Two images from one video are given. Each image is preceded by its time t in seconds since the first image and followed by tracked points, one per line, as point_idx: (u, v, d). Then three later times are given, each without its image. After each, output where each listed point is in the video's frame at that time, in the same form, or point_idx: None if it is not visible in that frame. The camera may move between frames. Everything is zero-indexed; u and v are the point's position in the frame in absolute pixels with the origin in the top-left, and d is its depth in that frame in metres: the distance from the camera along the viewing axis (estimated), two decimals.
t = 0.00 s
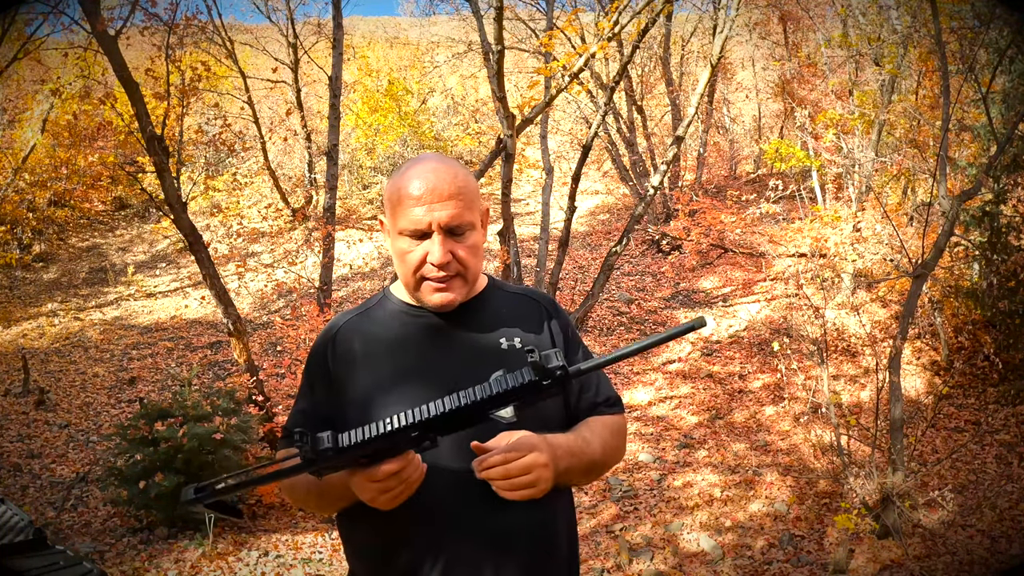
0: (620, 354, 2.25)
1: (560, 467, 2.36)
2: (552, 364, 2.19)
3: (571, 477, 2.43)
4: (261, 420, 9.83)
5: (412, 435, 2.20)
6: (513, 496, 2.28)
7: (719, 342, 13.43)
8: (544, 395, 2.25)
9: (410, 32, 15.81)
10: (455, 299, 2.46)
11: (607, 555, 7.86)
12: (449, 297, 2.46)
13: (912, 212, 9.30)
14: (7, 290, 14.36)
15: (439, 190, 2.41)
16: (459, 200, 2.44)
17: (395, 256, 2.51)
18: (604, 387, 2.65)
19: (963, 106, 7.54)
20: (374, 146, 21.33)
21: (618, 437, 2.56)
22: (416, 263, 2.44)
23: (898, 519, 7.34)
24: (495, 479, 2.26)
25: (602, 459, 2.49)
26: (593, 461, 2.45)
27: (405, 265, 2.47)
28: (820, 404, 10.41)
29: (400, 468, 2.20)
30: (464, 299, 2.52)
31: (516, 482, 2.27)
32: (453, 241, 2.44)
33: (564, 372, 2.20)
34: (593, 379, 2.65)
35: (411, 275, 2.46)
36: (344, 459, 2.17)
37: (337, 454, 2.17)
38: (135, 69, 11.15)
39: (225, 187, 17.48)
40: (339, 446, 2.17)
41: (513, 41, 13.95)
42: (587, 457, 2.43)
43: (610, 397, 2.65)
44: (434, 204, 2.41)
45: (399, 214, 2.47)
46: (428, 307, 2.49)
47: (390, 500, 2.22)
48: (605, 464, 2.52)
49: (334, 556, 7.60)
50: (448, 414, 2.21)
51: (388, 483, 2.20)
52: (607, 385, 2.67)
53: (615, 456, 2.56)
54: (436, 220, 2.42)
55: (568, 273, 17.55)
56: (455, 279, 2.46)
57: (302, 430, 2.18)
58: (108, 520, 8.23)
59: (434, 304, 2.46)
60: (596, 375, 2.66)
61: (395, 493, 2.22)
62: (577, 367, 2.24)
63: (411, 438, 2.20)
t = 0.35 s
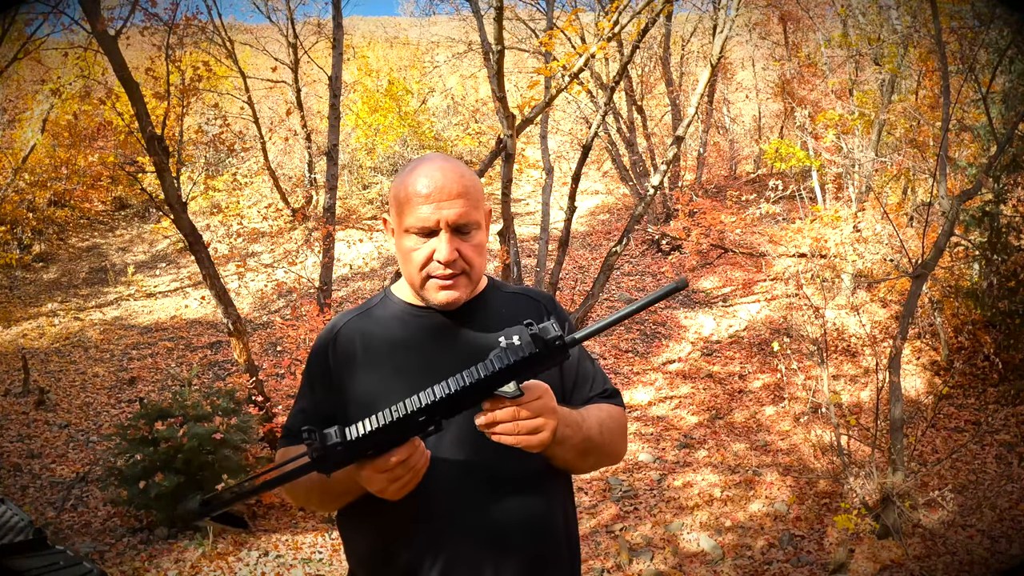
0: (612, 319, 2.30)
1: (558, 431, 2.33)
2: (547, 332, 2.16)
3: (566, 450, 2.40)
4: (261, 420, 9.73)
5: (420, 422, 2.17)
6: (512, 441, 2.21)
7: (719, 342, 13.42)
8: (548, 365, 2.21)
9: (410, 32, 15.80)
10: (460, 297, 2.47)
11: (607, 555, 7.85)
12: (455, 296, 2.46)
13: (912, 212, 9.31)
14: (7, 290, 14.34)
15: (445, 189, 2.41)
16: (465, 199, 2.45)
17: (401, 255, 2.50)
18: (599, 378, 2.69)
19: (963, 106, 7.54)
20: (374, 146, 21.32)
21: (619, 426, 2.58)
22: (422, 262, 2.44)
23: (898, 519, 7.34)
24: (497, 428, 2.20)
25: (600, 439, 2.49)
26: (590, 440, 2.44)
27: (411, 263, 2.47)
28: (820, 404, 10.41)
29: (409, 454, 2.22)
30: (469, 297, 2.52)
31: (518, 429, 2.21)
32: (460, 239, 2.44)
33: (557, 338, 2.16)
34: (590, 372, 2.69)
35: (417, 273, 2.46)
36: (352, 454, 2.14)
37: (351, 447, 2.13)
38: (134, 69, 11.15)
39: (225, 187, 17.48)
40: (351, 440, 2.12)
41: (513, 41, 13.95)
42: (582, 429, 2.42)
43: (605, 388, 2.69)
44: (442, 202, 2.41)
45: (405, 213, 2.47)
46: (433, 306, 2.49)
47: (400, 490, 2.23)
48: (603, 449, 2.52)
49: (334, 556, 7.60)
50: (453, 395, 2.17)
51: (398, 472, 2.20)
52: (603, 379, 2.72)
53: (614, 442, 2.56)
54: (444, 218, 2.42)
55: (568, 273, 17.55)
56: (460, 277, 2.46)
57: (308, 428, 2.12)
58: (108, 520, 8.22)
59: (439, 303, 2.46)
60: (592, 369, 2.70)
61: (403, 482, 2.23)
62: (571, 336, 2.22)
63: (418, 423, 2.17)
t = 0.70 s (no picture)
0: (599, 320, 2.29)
1: (554, 436, 2.31)
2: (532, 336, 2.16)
3: (564, 454, 2.39)
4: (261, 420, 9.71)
5: (412, 427, 2.23)
6: (505, 446, 2.20)
7: (719, 342, 13.43)
8: (533, 368, 2.22)
9: (410, 32, 15.81)
10: (460, 295, 2.46)
11: (607, 555, 7.85)
12: (456, 294, 2.46)
13: (912, 213, 9.31)
14: (7, 290, 14.36)
15: (442, 187, 2.42)
16: (463, 196, 2.45)
17: (401, 255, 2.50)
18: (599, 379, 2.67)
19: (963, 106, 7.55)
20: (374, 146, 21.32)
21: (619, 428, 2.57)
22: (422, 260, 2.43)
23: (898, 519, 7.34)
24: (489, 435, 2.20)
25: (598, 443, 2.48)
26: (589, 444, 2.43)
27: (410, 262, 2.46)
28: (820, 404, 10.41)
29: (405, 462, 2.24)
30: (469, 296, 2.52)
31: (510, 432, 2.20)
32: (458, 236, 2.44)
33: (545, 343, 2.18)
34: (591, 373, 2.67)
35: (418, 272, 2.45)
36: (350, 462, 2.23)
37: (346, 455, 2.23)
38: (134, 69, 11.16)
39: (225, 187, 17.48)
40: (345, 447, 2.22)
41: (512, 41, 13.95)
42: (579, 433, 2.40)
43: (606, 389, 2.68)
44: (439, 200, 2.42)
45: (403, 212, 2.47)
46: (434, 305, 2.49)
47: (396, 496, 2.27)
48: (602, 452, 2.51)
49: (334, 556, 7.60)
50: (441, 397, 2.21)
51: (394, 478, 2.24)
52: (604, 379, 2.70)
53: (613, 445, 2.55)
54: (441, 216, 2.43)
55: (568, 273, 17.56)
56: (460, 274, 2.45)
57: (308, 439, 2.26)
58: (108, 520, 8.22)
59: (440, 302, 2.46)
60: (592, 369, 2.68)
61: (400, 489, 2.26)
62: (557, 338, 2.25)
63: (411, 429, 2.23)
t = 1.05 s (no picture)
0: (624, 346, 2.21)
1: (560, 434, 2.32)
2: (529, 348, 2.09)
3: (573, 450, 2.39)
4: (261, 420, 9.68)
5: (393, 413, 2.22)
6: (512, 444, 2.18)
7: (719, 342, 13.43)
8: (525, 388, 2.15)
9: (410, 32, 15.81)
10: (439, 299, 2.47)
11: (607, 555, 7.85)
12: (437, 296, 2.47)
13: (912, 213, 9.31)
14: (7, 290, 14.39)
15: (423, 190, 2.43)
16: (439, 199, 2.44)
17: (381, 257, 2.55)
18: (604, 379, 2.68)
19: (963, 106, 7.56)
20: (374, 146, 21.32)
21: (623, 425, 2.57)
22: (398, 263, 2.47)
23: (898, 519, 7.34)
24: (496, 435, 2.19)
25: (606, 439, 2.48)
26: (596, 439, 2.44)
27: (389, 264, 2.51)
28: (820, 404, 10.42)
29: (382, 453, 2.19)
30: (455, 297, 2.53)
31: (516, 431, 2.19)
32: (434, 239, 2.45)
33: (543, 356, 2.10)
34: (594, 372, 2.66)
35: (397, 273, 2.48)
36: (329, 434, 2.23)
37: (320, 427, 2.23)
38: (134, 69, 11.16)
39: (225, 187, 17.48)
40: (322, 418, 2.22)
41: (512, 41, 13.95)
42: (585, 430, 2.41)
43: (610, 389, 2.68)
44: (412, 204, 2.43)
45: (383, 215, 2.52)
46: (421, 307, 2.50)
47: (369, 490, 2.23)
48: (609, 449, 2.51)
49: (334, 556, 7.60)
50: (431, 394, 2.22)
51: (367, 469, 2.19)
52: (608, 379, 2.70)
53: (619, 442, 2.55)
54: (416, 219, 2.44)
55: (568, 273, 17.55)
56: (437, 277, 2.45)
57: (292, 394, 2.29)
58: (108, 520, 8.22)
59: (422, 303, 2.47)
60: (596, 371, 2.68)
61: (373, 483, 2.22)
62: (562, 363, 2.16)
63: (394, 413, 2.21)
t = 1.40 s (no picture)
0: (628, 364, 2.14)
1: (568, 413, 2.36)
2: (540, 361, 2.07)
3: (580, 434, 2.41)
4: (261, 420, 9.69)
5: (397, 418, 2.23)
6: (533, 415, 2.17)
7: (719, 342, 13.43)
8: (533, 400, 2.13)
9: (410, 32, 15.81)
10: (452, 294, 2.49)
11: (607, 555, 7.85)
12: (448, 292, 2.48)
13: (912, 213, 9.31)
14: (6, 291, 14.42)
15: (425, 186, 2.45)
16: (445, 194, 2.48)
17: (389, 257, 2.54)
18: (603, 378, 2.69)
19: (963, 106, 7.57)
20: (374, 146, 21.33)
21: (623, 412, 2.61)
22: (409, 261, 2.46)
23: (897, 519, 7.34)
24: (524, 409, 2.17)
25: (608, 425, 2.52)
26: (598, 422, 2.48)
27: (398, 264, 2.50)
28: (820, 404, 10.42)
29: (383, 458, 2.17)
30: (461, 294, 2.54)
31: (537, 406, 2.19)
32: (444, 234, 2.47)
33: (553, 369, 2.08)
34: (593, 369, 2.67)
35: (406, 273, 2.48)
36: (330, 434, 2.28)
37: (322, 428, 2.27)
38: (134, 69, 11.17)
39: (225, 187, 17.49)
40: (325, 419, 2.26)
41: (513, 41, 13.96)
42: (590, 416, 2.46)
43: (609, 385, 2.69)
44: (421, 199, 2.45)
45: (389, 215, 2.52)
46: (428, 305, 2.51)
47: (368, 495, 2.21)
48: (613, 437, 2.53)
49: (334, 556, 7.60)
50: (435, 403, 2.22)
51: (367, 472, 2.18)
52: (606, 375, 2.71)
53: (622, 433, 2.58)
54: (425, 215, 2.46)
55: (568, 273, 17.55)
56: (448, 273, 2.47)
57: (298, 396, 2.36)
58: (108, 520, 8.22)
59: (433, 300, 2.48)
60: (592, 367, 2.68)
61: (372, 486, 2.20)
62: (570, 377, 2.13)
63: (397, 420, 2.23)
